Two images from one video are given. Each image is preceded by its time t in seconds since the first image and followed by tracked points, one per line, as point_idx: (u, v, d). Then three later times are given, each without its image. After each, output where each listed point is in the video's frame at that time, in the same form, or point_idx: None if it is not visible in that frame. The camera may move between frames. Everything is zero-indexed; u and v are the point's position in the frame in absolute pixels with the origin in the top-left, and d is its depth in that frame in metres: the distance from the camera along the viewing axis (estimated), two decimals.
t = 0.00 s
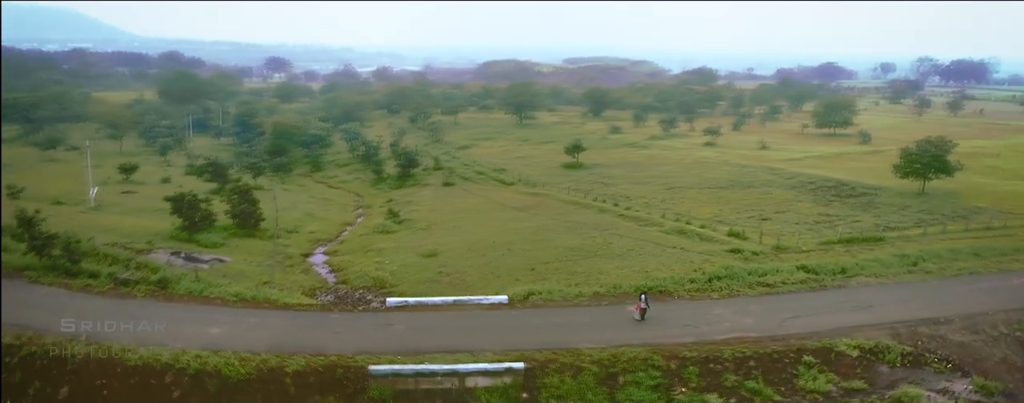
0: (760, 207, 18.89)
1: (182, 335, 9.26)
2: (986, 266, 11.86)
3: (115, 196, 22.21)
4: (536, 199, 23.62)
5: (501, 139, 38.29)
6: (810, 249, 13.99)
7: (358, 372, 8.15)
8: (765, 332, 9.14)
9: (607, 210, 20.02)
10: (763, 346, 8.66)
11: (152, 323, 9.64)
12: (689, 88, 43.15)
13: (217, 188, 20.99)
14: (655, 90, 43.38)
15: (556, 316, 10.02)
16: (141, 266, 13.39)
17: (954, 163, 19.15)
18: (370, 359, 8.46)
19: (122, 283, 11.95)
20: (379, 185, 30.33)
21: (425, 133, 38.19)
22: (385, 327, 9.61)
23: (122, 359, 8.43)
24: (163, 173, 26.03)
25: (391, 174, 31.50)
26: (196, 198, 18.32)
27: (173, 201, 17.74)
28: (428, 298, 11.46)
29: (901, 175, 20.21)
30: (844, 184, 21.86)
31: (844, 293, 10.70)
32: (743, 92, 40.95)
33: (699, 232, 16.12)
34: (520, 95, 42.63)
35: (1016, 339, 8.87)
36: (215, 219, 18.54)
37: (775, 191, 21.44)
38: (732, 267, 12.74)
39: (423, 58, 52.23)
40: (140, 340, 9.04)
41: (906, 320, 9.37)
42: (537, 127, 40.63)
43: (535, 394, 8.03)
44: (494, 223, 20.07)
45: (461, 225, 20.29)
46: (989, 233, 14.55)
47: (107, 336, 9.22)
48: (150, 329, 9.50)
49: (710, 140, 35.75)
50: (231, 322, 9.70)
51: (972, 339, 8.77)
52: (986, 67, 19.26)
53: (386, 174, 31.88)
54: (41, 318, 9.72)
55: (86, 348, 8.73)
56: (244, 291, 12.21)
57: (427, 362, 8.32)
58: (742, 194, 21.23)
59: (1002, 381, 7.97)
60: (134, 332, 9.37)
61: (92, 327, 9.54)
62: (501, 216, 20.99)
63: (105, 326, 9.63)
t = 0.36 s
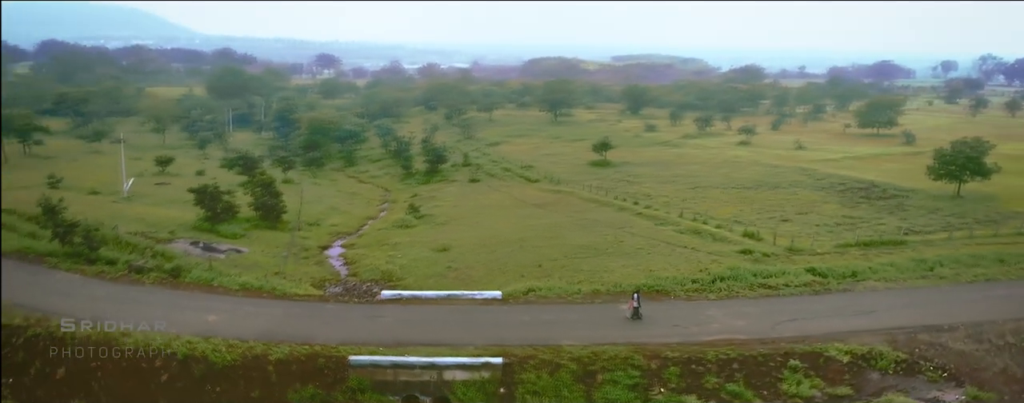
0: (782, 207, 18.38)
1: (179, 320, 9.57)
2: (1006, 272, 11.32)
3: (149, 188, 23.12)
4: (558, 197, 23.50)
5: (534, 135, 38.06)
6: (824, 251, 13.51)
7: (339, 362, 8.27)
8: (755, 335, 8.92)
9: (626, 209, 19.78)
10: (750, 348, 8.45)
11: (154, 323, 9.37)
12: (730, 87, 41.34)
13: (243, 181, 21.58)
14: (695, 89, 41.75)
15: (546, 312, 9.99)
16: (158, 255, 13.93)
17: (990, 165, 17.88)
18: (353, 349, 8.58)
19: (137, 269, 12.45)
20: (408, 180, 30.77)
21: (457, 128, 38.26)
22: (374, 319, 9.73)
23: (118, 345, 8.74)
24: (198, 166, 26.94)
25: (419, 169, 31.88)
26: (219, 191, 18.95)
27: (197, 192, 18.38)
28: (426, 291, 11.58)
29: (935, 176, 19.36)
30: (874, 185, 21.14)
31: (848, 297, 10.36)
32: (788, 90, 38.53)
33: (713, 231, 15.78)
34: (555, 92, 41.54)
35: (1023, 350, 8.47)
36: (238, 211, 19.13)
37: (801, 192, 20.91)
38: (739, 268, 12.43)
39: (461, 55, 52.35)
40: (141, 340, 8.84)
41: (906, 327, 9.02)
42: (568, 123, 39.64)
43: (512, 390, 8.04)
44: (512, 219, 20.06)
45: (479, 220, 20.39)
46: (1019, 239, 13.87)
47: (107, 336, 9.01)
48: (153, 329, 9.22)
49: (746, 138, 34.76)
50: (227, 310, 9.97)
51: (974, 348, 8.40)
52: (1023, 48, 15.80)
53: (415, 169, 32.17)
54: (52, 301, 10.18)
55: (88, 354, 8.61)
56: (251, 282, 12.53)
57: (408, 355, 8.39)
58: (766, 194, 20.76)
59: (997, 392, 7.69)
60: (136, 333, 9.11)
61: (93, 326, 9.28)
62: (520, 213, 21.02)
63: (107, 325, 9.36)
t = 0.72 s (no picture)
0: (804, 209, 17.87)
1: (177, 307, 9.88)
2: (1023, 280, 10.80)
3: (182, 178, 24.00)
4: (580, 193, 23.26)
5: (564, 132, 37.76)
6: (837, 254, 13.11)
7: (320, 351, 8.41)
8: (741, 337, 8.73)
9: (643, 207, 19.49)
10: (733, 350, 8.27)
11: (154, 323, 9.05)
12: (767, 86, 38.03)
13: (268, 174, 22.10)
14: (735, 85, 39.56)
15: (534, 309, 9.95)
16: (173, 244, 14.45)
17: None
18: (335, 339, 8.71)
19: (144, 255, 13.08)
20: (434, 176, 31.06)
21: (488, 124, 38.10)
22: (364, 311, 9.85)
23: (115, 329, 9.06)
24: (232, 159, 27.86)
25: (446, 165, 32.17)
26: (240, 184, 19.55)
27: (218, 184, 19.12)
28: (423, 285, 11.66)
29: (968, 179, 18.21)
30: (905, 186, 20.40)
31: (848, 301, 10.03)
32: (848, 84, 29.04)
33: (726, 231, 15.46)
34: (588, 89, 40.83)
35: None
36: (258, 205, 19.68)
37: (826, 193, 20.33)
38: (743, 269, 12.13)
39: (500, 52, 52.32)
40: (141, 345, 8.73)
41: (902, 333, 8.69)
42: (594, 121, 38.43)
43: (488, 384, 8.06)
44: (528, 215, 19.99)
45: (495, 216, 20.45)
46: None
47: (107, 340, 8.88)
48: (151, 332, 8.91)
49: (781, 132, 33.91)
50: (225, 299, 10.23)
51: (971, 357, 8.06)
52: None
53: (442, 165, 32.35)
54: (64, 290, 10.61)
55: (87, 355, 8.59)
56: (257, 272, 12.87)
57: (388, 346, 8.49)
58: (789, 195, 20.26)
59: None
60: (134, 338, 8.88)
61: (92, 327, 9.08)
62: (537, 210, 21.00)
63: (105, 326, 9.15)
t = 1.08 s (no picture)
0: (827, 210, 17.34)
1: (178, 293, 10.22)
2: None
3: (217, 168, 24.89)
4: (603, 190, 23.15)
5: (596, 130, 37.67)
6: (850, 256, 12.66)
7: (303, 340, 8.60)
8: (728, 338, 8.52)
9: (662, 206, 19.26)
10: (715, 351, 8.11)
11: (155, 323, 9.03)
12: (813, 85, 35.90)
13: (295, 167, 22.68)
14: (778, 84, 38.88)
15: (523, 304, 9.94)
16: (191, 233, 15.03)
17: None
18: (320, 328, 8.89)
19: (159, 242, 13.73)
20: (462, 172, 31.42)
21: (524, 121, 40.40)
22: (354, 301, 10.02)
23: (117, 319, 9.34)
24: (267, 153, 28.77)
25: (474, 161, 32.50)
26: (265, 177, 20.16)
27: (241, 176, 19.77)
28: (422, 278, 11.77)
29: (1003, 182, 17.52)
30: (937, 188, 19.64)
31: (849, 304, 9.69)
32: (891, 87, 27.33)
33: (739, 231, 15.14)
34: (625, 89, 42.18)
35: None
36: (282, 197, 20.21)
37: (852, 195, 19.74)
38: (747, 270, 11.85)
39: (540, 54, 53.18)
40: (142, 345, 8.69)
41: (898, 339, 8.35)
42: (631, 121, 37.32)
43: (464, 378, 8.08)
44: (546, 212, 19.98)
45: (513, 212, 20.52)
46: None
47: (108, 340, 8.86)
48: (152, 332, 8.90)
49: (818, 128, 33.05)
50: (224, 286, 10.55)
51: (965, 366, 7.70)
52: None
53: (470, 161, 32.63)
54: (77, 273, 11.09)
55: (88, 354, 8.56)
56: (267, 261, 13.25)
57: (370, 337, 8.60)
58: (814, 196, 19.75)
59: None
60: (134, 338, 8.85)
61: (91, 327, 9.13)
62: (556, 206, 21.00)
63: (106, 326, 9.18)
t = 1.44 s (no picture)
0: (855, 212, 16.72)
1: (186, 278, 10.62)
2: None
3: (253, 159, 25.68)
4: (630, 188, 22.88)
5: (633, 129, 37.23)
6: (867, 261, 12.15)
7: (292, 327, 8.82)
8: (714, 339, 8.33)
9: (685, 205, 18.91)
10: (697, 352, 7.95)
11: (154, 323, 9.10)
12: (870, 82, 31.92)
13: (325, 161, 23.17)
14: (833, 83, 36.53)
15: (514, 298, 9.93)
16: (213, 222, 15.59)
17: None
18: (311, 316, 9.09)
19: (180, 231, 14.33)
20: (495, 168, 31.60)
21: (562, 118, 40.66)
22: (350, 291, 10.21)
23: (125, 296, 9.87)
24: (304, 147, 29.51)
25: (507, 158, 32.59)
26: (293, 170, 20.70)
27: (270, 168, 20.34)
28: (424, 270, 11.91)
29: None
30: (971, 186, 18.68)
31: (849, 309, 9.36)
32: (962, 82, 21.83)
33: (757, 232, 14.73)
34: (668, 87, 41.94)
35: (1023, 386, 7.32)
36: (309, 190, 20.70)
37: (886, 198, 19.00)
38: (753, 272, 11.53)
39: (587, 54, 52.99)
40: (141, 345, 8.79)
41: (893, 345, 8.02)
42: (668, 117, 35.70)
43: (443, 369, 8.15)
44: (567, 209, 19.88)
45: (535, 209, 20.51)
46: None
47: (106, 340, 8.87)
48: (151, 332, 8.98)
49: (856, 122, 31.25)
50: (230, 274, 10.92)
51: (959, 377, 7.39)
52: None
53: (503, 157, 32.75)
54: (97, 256, 11.65)
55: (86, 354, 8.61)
56: (280, 251, 13.64)
57: (355, 326, 8.74)
58: (845, 198, 19.10)
59: None
60: (134, 337, 8.94)
61: (91, 327, 9.32)
62: (579, 203, 20.90)
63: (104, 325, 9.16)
